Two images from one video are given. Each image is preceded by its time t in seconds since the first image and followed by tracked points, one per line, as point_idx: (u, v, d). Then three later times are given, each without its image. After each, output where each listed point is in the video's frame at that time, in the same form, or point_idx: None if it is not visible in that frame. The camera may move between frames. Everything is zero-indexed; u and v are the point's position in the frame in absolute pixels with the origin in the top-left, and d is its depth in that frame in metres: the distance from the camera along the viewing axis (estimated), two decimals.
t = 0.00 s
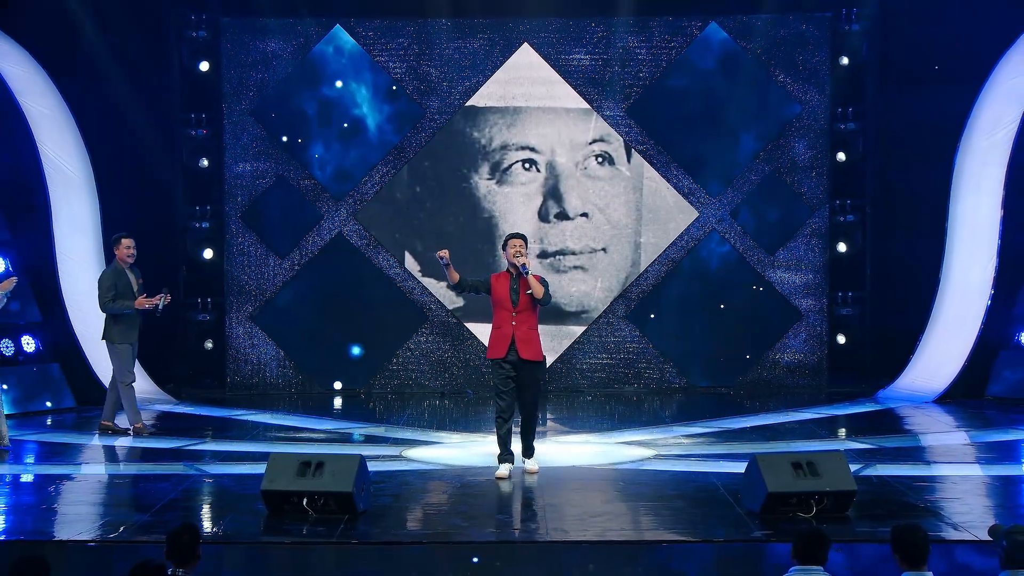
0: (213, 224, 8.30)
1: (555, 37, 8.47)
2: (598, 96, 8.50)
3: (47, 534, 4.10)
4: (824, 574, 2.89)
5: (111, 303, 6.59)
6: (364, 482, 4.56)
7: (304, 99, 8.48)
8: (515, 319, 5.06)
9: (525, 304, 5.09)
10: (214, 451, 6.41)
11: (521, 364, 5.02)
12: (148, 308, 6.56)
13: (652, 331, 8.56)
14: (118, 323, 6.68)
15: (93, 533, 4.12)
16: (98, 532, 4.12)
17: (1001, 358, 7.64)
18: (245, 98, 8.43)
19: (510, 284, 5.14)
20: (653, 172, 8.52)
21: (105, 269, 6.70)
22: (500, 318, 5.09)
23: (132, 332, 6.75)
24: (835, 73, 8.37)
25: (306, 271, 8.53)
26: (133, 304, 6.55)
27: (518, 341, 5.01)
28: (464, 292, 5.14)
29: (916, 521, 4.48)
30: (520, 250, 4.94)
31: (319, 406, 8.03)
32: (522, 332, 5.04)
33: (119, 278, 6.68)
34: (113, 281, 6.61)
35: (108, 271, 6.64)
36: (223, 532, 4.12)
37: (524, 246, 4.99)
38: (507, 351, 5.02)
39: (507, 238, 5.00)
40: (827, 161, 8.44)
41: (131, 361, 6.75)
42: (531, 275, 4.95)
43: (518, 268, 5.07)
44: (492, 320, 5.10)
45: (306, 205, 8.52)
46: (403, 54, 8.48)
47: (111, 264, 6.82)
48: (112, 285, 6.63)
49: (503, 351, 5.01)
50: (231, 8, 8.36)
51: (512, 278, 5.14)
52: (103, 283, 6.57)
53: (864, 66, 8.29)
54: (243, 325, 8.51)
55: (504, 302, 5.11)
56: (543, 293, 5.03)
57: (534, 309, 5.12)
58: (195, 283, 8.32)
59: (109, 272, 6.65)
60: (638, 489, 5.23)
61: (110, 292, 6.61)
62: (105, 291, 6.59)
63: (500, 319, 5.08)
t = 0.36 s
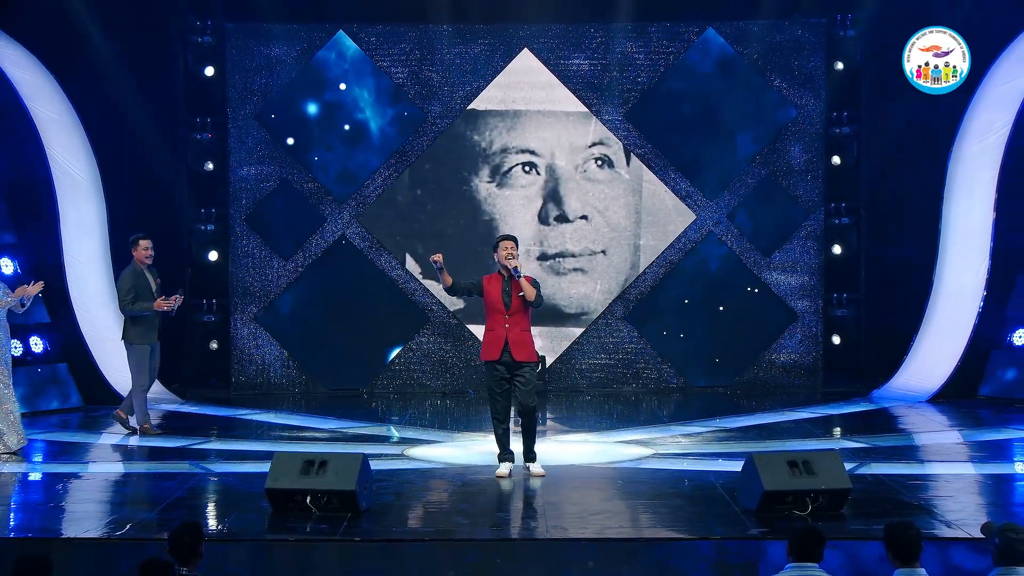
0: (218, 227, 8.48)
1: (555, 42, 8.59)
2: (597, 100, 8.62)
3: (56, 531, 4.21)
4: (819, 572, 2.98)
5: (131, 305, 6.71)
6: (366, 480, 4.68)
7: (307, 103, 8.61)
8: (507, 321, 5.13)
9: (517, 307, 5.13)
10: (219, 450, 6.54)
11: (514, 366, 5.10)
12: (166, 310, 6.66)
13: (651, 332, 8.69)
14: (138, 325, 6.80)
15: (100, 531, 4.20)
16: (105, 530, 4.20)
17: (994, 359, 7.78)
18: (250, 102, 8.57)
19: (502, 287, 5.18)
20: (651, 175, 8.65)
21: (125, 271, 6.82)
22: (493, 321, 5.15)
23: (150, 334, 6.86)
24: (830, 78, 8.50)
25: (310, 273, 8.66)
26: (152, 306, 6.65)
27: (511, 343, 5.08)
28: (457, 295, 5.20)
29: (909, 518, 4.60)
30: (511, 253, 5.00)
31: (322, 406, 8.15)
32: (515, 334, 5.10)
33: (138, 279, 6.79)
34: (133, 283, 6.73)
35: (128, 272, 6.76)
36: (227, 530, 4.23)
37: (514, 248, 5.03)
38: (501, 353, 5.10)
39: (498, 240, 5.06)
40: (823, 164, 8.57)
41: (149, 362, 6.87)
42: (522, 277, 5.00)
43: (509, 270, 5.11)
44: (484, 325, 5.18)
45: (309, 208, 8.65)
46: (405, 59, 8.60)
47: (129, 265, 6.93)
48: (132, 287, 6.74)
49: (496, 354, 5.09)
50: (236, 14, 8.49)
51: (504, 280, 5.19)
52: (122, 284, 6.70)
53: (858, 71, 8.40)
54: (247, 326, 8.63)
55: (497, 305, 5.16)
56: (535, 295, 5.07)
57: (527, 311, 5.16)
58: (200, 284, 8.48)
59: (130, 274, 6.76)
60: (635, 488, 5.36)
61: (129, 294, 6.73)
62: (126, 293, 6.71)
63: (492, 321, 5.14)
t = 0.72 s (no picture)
0: (223, 229, 8.62)
1: (555, 47, 8.72)
2: (595, 104, 8.75)
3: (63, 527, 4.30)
4: (814, 567, 3.09)
5: (146, 307, 6.88)
6: (369, 478, 4.80)
7: (311, 106, 8.75)
8: (506, 322, 5.24)
9: (516, 308, 5.25)
10: (224, 448, 6.66)
11: (513, 366, 5.22)
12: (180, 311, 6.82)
13: (649, 332, 8.82)
14: (155, 326, 6.97)
15: (107, 527, 4.25)
16: (113, 527, 4.25)
17: (986, 358, 7.91)
18: (254, 106, 8.71)
19: (501, 288, 5.30)
20: (649, 177, 8.78)
21: (139, 272, 6.96)
22: (492, 322, 5.27)
23: (165, 333, 7.03)
24: (825, 82, 8.64)
25: (313, 273, 8.79)
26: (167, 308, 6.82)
27: (508, 344, 5.20)
28: (455, 298, 5.29)
29: (902, 515, 4.72)
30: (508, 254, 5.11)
31: (325, 405, 8.26)
32: (513, 334, 5.21)
33: (152, 280, 6.95)
34: (147, 285, 6.89)
35: (142, 273, 6.89)
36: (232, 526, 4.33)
37: (512, 250, 5.15)
38: (499, 354, 5.21)
39: (496, 242, 5.18)
40: (818, 167, 8.70)
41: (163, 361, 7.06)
42: (519, 279, 5.11)
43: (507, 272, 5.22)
44: (482, 328, 5.29)
45: (313, 210, 8.78)
46: (407, 63, 8.74)
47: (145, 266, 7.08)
48: (146, 288, 6.89)
49: (494, 355, 5.20)
50: (241, 19, 8.62)
51: (502, 282, 5.31)
52: (137, 286, 6.85)
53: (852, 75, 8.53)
54: (252, 326, 8.76)
55: (495, 307, 5.28)
56: (532, 296, 5.17)
57: (525, 312, 5.27)
58: (204, 285, 8.57)
59: (144, 275, 6.90)
60: (634, 485, 5.47)
61: (144, 295, 6.89)
62: (140, 295, 6.86)
63: (491, 323, 5.26)
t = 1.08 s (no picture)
0: (229, 230, 8.70)
1: (554, 51, 8.85)
2: (595, 107, 8.87)
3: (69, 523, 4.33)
4: (810, 563, 3.17)
5: (163, 306, 6.99)
6: (371, 475, 4.91)
7: (314, 109, 8.88)
8: (506, 322, 5.35)
9: (516, 308, 5.36)
10: (229, 446, 6.78)
11: (513, 365, 5.34)
12: (198, 311, 6.93)
13: (647, 331, 8.94)
14: (172, 328, 7.09)
15: (113, 525, 4.29)
16: (118, 524, 4.30)
17: (979, 357, 8.08)
18: (259, 109, 8.84)
19: (501, 288, 5.41)
20: (647, 179, 8.90)
21: (157, 273, 7.08)
22: (492, 322, 5.39)
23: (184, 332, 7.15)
24: (822, 86, 8.74)
25: (317, 275, 8.92)
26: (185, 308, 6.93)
27: (508, 344, 5.32)
28: (456, 298, 5.38)
29: (896, 512, 4.82)
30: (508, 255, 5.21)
31: (328, 404, 8.38)
32: (513, 334, 5.33)
33: (171, 281, 7.07)
34: (165, 286, 7.00)
35: (161, 274, 7.01)
36: (236, 525, 4.38)
37: (512, 251, 5.28)
38: (499, 353, 5.34)
39: (496, 242, 5.28)
40: (814, 169, 8.82)
41: (181, 359, 7.17)
42: (518, 280, 5.21)
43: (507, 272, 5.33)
44: (482, 329, 5.40)
45: (316, 212, 8.91)
46: (409, 67, 8.86)
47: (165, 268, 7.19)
48: (163, 289, 7.01)
49: (494, 355, 5.33)
50: (245, 23, 8.75)
51: (502, 282, 5.41)
52: (155, 287, 6.96)
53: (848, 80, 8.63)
54: (257, 325, 8.89)
55: (495, 307, 5.39)
56: (531, 297, 5.27)
57: (524, 311, 5.38)
58: (209, 285, 8.72)
59: (162, 277, 7.02)
60: (631, 483, 5.58)
61: (162, 296, 7.00)
62: (157, 295, 6.97)
63: (491, 323, 5.38)
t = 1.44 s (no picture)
0: (232, 231, 8.86)
1: (553, 55, 8.97)
2: (594, 109, 8.99)
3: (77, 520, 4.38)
4: (806, 559, 3.23)
5: (189, 302, 7.12)
6: (373, 473, 5.01)
7: (317, 112, 9.01)
8: (506, 323, 5.47)
9: (515, 309, 5.48)
10: (233, 444, 6.89)
11: (512, 364, 5.47)
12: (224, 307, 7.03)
13: (645, 331, 9.06)
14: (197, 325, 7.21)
15: (119, 521, 4.35)
16: (125, 521, 4.36)
17: (973, 357, 8.16)
18: (263, 112, 8.98)
19: (501, 289, 5.52)
20: (645, 181, 9.02)
21: (185, 270, 7.21)
22: (493, 322, 5.51)
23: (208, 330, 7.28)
24: (817, 90, 8.85)
25: (320, 275, 9.05)
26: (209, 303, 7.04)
27: (508, 344, 5.44)
28: (458, 298, 5.49)
29: (891, 509, 4.90)
30: (509, 256, 5.32)
31: (331, 403, 8.50)
32: (513, 334, 5.45)
33: (197, 279, 7.19)
34: (190, 283, 7.13)
35: (187, 272, 7.15)
36: (240, 521, 4.49)
37: (514, 252, 5.37)
38: (499, 353, 5.46)
39: (497, 243, 5.38)
40: (810, 170, 8.94)
41: (204, 357, 7.28)
42: (518, 282, 5.32)
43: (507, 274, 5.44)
44: (481, 329, 5.52)
45: (320, 213, 9.05)
46: (410, 71, 8.99)
47: (192, 266, 7.33)
48: (190, 286, 7.14)
49: (494, 354, 5.45)
50: (249, 28, 8.89)
51: (503, 283, 5.52)
52: (181, 284, 7.10)
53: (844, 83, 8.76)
54: (261, 325, 9.03)
55: (495, 307, 5.51)
56: (530, 299, 5.38)
57: (524, 312, 5.50)
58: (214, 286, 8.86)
59: (188, 274, 7.15)
60: (629, 481, 5.69)
61: (187, 292, 7.13)
62: (182, 291, 7.11)
63: (491, 323, 5.50)
